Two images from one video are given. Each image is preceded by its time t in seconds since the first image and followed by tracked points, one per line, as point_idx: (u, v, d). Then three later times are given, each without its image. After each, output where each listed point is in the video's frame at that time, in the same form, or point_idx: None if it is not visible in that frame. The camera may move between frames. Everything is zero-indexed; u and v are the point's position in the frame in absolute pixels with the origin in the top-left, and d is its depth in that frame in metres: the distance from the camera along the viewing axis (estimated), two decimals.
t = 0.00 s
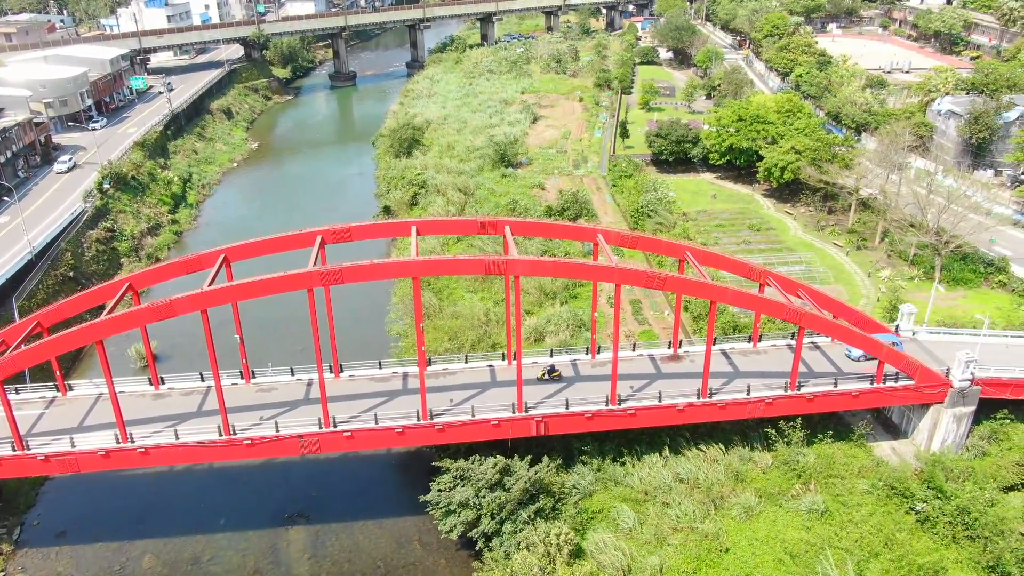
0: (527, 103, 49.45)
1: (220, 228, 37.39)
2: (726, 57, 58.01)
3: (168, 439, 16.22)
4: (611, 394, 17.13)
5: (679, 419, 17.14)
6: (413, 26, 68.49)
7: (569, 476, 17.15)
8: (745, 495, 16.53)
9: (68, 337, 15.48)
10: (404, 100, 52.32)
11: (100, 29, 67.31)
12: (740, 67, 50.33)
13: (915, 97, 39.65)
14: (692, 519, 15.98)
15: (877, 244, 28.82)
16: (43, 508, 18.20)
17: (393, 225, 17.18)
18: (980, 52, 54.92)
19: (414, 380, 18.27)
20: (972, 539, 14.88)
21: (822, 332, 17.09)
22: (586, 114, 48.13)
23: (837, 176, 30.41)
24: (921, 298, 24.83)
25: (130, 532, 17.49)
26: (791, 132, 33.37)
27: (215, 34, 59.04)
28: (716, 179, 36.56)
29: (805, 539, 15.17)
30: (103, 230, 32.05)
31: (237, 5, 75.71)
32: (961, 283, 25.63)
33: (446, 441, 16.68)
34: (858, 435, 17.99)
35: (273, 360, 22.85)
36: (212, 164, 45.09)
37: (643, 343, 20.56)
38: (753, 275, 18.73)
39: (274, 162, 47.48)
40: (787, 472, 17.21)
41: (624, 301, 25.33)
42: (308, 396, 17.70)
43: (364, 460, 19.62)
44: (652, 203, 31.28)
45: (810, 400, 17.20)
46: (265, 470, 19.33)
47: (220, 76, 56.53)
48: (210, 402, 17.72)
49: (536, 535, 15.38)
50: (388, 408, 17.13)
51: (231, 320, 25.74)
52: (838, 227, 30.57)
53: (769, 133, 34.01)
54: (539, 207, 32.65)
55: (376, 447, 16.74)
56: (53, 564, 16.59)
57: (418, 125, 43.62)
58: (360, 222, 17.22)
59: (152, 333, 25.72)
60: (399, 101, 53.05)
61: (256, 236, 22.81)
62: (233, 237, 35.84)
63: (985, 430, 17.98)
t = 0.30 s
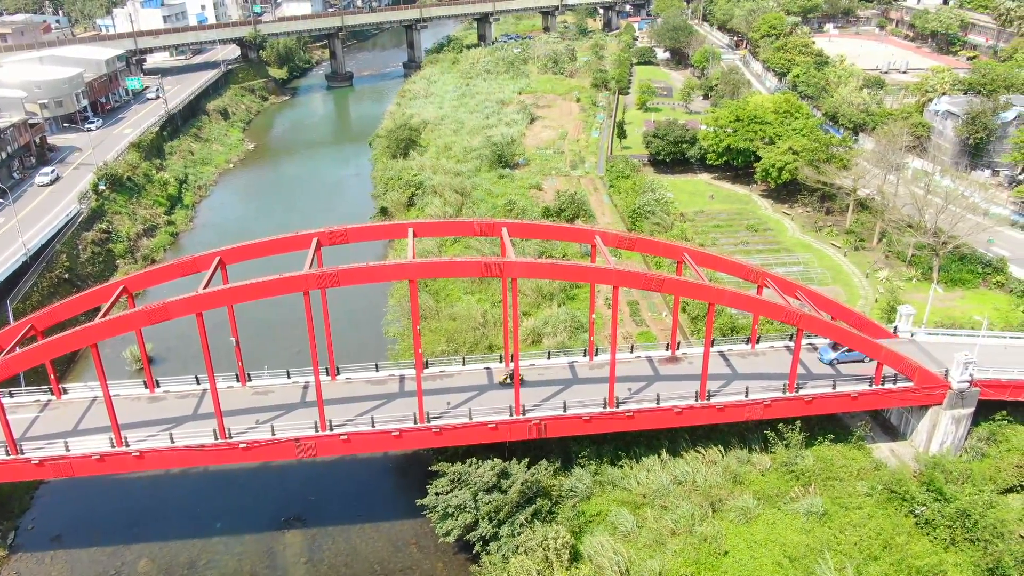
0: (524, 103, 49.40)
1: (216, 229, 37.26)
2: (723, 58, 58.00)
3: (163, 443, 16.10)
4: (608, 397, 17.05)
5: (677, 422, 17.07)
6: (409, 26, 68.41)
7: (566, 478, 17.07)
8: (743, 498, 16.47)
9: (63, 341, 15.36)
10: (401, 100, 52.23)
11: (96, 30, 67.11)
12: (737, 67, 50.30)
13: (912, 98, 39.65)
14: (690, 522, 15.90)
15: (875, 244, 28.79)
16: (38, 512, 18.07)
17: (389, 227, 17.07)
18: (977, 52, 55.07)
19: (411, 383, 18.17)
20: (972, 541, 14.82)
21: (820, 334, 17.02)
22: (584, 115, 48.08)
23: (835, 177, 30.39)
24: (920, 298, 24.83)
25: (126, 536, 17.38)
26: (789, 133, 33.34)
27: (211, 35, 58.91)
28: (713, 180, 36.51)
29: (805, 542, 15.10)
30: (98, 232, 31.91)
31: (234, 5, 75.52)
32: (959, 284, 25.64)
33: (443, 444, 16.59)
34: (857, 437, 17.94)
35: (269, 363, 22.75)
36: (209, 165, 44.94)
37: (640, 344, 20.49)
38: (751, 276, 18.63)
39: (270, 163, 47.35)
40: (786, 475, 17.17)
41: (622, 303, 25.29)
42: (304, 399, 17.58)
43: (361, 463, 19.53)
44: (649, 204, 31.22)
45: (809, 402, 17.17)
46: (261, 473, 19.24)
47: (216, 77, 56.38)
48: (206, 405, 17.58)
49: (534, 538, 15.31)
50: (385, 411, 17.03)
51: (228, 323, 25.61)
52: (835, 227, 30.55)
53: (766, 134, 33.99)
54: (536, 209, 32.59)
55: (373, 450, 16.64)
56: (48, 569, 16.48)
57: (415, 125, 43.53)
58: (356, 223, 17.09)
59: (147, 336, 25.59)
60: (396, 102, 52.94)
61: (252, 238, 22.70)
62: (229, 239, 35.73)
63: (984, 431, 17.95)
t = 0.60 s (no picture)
0: (522, 104, 49.29)
1: (213, 231, 37.11)
2: (722, 58, 57.94)
3: (157, 447, 15.95)
4: (608, 401, 16.93)
5: (677, 426, 16.96)
6: (407, 27, 68.32)
7: (565, 483, 16.95)
8: (742, 502, 16.37)
9: (56, 346, 15.21)
10: (399, 101, 52.09)
11: (92, 31, 66.87)
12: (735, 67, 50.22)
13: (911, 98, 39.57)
14: (690, 527, 15.79)
15: (874, 245, 28.67)
16: (32, 517, 17.91)
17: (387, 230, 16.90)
18: (975, 52, 55.16)
19: (408, 387, 18.04)
20: (973, 546, 14.76)
21: (821, 337, 16.89)
22: (582, 115, 47.96)
23: (834, 178, 30.29)
24: (919, 300, 24.74)
25: (121, 542, 17.23)
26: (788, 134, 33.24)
27: (207, 36, 58.74)
28: (712, 181, 36.39)
29: (805, 548, 15.01)
30: (94, 234, 31.73)
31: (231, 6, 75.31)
32: (959, 285, 25.55)
33: (441, 448, 16.46)
34: (857, 440, 17.85)
35: (265, 366, 22.60)
36: (205, 166, 44.75)
37: (639, 347, 20.36)
38: (751, 278, 18.49)
39: (267, 164, 47.27)
40: (786, 479, 17.06)
41: (620, 305, 25.17)
42: (301, 403, 17.44)
43: (359, 467, 19.38)
44: (648, 206, 31.09)
45: (809, 406, 17.08)
46: (258, 478, 19.09)
47: (213, 77, 56.19)
48: (201, 409, 17.42)
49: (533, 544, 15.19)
50: (382, 415, 16.89)
51: (224, 326, 25.42)
52: (834, 229, 30.44)
53: (765, 135, 33.96)
54: (534, 210, 32.44)
55: (370, 454, 16.51)
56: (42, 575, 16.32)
57: (412, 126, 43.38)
58: (353, 226, 16.93)
59: (143, 339, 25.38)
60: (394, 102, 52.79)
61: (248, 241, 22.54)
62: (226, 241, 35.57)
63: (985, 435, 17.88)
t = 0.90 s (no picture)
0: (520, 105, 49.10)
1: (210, 234, 36.88)
2: (720, 58, 57.80)
3: (150, 454, 15.75)
4: (606, 406, 16.75)
5: (676, 431, 16.79)
6: (405, 27, 68.18)
7: (563, 488, 16.76)
8: (742, 507, 16.22)
9: (48, 352, 15.02)
10: (396, 102, 51.89)
11: (88, 31, 66.57)
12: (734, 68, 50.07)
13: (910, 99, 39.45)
14: (689, 534, 15.63)
15: (874, 247, 28.51)
16: (25, 524, 17.70)
17: (383, 233, 16.70)
18: (974, 52, 55.17)
19: (405, 392, 17.84)
20: (976, 552, 14.68)
21: (822, 341, 16.73)
22: (580, 116, 47.78)
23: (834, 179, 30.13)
24: (920, 303, 24.58)
25: (114, 548, 17.03)
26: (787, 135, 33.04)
27: (204, 36, 58.54)
28: (710, 182, 36.23)
29: (806, 555, 14.87)
30: (89, 236, 31.51)
31: (228, 6, 75.02)
32: (959, 287, 25.40)
33: (437, 455, 16.28)
34: (858, 445, 17.70)
35: (261, 371, 22.40)
36: (202, 168, 44.52)
37: (638, 351, 20.18)
38: (751, 281, 18.32)
39: (264, 165, 47.08)
40: (786, 484, 16.90)
41: (619, 308, 25.03)
42: (296, 409, 17.23)
43: (356, 472, 19.18)
44: (647, 208, 30.93)
45: (809, 410, 16.94)
46: (253, 484, 18.89)
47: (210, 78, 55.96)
48: (196, 415, 17.21)
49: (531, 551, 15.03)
50: (378, 421, 16.70)
51: (219, 329, 25.20)
52: (834, 230, 30.27)
53: (763, 136, 33.84)
54: (532, 212, 32.23)
55: (366, 461, 16.32)
56: None
57: (410, 127, 43.17)
58: (349, 229, 16.73)
59: (137, 343, 25.15)
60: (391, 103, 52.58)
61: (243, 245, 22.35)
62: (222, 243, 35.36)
63: (987, 439, 17.73)
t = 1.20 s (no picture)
0: (518, 106, 48.85)
1: (206, 236, 36.59)
2: (719, 59, 57.57)
3: (143, 463, 15.50)
4: (605, 413, 16.53)
5: (676, 438, 16.58)
6: (403, 28, 67.95)
7: (561, 497, 16.51)
8: (743, 516, 16.00)
9: (38, 360, 14.75)
10: (394, 103, 51.64)
11: (84, 33, 66.25)
12: (733, 68, 49.88)
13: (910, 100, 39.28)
14: (690, 544, 15.39)
15: (874, 250, 28.30)
16: (16, 533, 17.45)
17: (379, 238, 16.45)
18: (973, 52, 55.03)
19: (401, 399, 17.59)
20: (981, 563, 14.50)
21: (823, 348, 16.51)
22: (578, 117, 47.55)
23: (833, 181, 29.95)
24: (922, 306, 24.39)
25: (106, 558, 16.77)
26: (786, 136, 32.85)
27: (200, 37, 58.27)
28: (709, 184, 36.01)
29: (809, 566, 14.67)
30: (83, 239, 31.25)
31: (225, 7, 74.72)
32: (961, 291, 25.21)
33: (434, 463, 16.05)
34: (860, 452, 17.49)
35: (256, 377, 22.15)
36: (198, 170, 44.24)
37: (637, 356, 19.94)
38: (752, 286, 18.09)
39: (261, 166, 46.84)
40: (788, 492, 16.66)
41: (618, 312, 24.82)
42: (291, 416, 16.98)
43: (352, 479, 18.93)
44: (645, 210, 30.69)
45: (811, 417, 16.73)
46: (248, 492, 18.65)
47: (206, 79, 55.67)
48: (189, 423, 16.96)
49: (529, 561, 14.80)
50: (373, 429, 16.47)
51: (214, 334, 24.92)
52: (834, 232, 30.05)
53: (762, 137, 33.68)
54: (530, 214, 31.99)
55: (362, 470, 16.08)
56: None
57: (407, 129, 42.92)
58: (344, 234, 16.47)
59: (130, 349, 24.87)
60: (389, 104, 52.34)
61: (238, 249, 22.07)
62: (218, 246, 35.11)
63: (990, 445, 17.54)
